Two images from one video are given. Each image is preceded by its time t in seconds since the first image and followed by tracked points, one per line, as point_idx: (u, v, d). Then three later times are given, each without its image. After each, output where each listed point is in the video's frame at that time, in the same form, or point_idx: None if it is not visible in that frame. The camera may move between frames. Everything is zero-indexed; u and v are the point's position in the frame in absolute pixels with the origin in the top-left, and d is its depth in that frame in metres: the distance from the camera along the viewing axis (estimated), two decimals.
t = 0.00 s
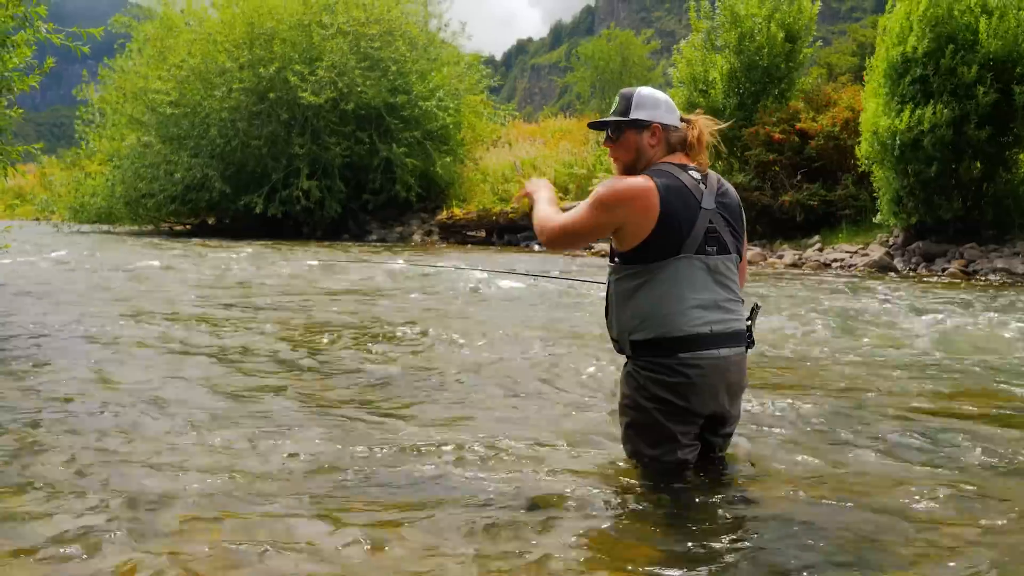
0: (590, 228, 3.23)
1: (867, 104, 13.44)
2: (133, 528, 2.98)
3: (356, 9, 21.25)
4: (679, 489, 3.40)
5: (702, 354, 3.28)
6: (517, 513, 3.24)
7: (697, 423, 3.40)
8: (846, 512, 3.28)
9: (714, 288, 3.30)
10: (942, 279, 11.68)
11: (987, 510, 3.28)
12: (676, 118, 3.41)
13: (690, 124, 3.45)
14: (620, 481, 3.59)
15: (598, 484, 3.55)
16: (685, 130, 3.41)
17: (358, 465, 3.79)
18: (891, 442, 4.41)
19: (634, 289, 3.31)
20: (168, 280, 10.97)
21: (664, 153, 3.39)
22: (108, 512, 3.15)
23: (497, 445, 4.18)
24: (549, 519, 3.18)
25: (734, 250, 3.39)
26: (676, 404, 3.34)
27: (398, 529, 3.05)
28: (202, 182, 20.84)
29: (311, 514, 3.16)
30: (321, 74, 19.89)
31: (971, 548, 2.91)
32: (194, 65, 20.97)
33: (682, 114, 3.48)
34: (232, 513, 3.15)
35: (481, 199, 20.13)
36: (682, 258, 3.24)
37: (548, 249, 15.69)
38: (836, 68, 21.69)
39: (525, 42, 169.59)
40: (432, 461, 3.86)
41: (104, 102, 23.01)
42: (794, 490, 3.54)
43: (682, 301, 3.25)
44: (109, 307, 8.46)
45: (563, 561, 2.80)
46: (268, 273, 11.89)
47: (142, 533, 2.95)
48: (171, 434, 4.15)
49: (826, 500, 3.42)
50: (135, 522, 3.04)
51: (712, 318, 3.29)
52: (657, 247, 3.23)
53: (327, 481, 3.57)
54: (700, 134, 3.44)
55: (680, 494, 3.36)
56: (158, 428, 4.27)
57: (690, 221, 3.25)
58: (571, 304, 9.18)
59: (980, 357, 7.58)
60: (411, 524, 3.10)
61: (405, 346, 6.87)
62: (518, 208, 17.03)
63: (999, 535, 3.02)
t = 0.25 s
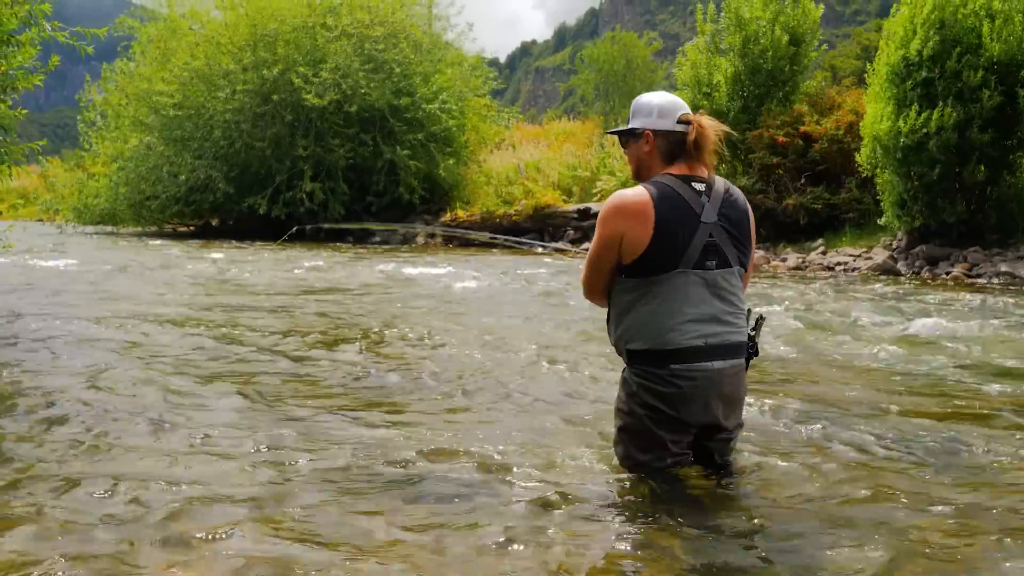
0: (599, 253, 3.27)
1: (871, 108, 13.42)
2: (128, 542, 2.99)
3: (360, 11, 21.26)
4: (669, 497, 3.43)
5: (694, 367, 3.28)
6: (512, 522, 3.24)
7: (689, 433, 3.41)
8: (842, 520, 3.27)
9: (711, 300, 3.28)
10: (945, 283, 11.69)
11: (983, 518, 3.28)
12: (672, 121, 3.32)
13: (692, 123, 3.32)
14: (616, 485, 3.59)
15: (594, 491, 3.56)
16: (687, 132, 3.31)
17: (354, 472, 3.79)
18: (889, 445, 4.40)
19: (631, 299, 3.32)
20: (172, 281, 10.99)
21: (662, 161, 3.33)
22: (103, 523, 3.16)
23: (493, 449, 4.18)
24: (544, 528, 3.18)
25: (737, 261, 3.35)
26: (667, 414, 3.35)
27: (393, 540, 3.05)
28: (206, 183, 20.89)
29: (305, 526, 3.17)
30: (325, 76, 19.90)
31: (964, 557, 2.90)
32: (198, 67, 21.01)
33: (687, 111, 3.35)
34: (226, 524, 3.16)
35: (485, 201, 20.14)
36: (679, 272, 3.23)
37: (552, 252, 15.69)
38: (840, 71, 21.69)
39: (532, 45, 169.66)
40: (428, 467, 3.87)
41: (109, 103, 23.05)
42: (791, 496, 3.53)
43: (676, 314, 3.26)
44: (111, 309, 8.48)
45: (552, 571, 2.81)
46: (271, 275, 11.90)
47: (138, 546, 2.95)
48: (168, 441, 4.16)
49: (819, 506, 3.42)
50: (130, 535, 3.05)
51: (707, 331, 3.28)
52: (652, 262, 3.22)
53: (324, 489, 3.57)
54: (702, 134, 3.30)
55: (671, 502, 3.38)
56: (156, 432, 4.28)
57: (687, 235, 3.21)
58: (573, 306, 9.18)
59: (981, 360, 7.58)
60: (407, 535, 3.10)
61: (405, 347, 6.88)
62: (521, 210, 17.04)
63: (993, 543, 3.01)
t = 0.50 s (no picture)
0: (594, 261, 3.30)
1: (872, 111, 13.43)
2: (127, 536, 2.98)
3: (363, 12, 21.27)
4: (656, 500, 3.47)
5: (679, 376, 3.31)
6: (511, 521, 3.24)
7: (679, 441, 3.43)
8: (842, 522, 3.27)
9: (700, 312, 3.29)
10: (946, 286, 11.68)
11: (983, 520, 3.26)
12: (671, 130, 3.30)
13: (692, 134, 3.28)
14: (615, 487, 3.58)
15: (593, 493, 3.55)
16: (683, 142, 3.27)
17: (354, 472, 3.79)
18: (890, 448, 4.40)
19: (623, 307, 3.37)
20: (173, 281, 10.99)
21: (663, 170, 3.32)
22: (103, 518, 3.15)
23: (493, 451, 4.18)
24: (543, 527, 3.18)
25: (736, 274, 3.32)
26: (654, 421, 3.40)
27: (392, 537, 3.05)
28: (208, 184, 20.90)
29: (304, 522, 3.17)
30: (327, 77, 19.92)
31: (962, 558, 2.90)
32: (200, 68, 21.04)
33: (690, 121, 3.31)
34: (225, 520, 3.16)
35: (486, 203, 20.16)
36: (666, 283, 3.25)
37: (553, 253, 15.70)
38: (842, 74, 21.71)
39: (535, 48, 169.71)
40: (428, 468, 3.87)
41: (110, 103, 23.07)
42: (791, 498, 3.52)
43: (662, 324, 3.29)
44: (113, 308, 8.49)
45: (550, 569, 2.80)
46: (272, 275, 11.91)
47: (136, 540, 2.95)
48: (169, 440, 4.16)
49: (821, 508, 3.41)
50: (129, 529, 3.05)
51: (695, 342, 3.30)
52: (640, 272, 3.25)
53: (323, 487, 3.57)
54: (699, 147, 3.25)
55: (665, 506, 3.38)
56: (157, 432, 4.28)
57: (677, 247, 3.21)
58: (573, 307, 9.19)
59: (981, 363, 7.58)
60: (407, 531, 3.10)
61: (406, 348, 6.89)
62: (522, 212, 17.04)
63: (992, 545, 3.00)
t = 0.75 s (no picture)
0: (593, 270, 3.29)
1: (871, 117, 13.45)
2: (123, 546, 3.00)
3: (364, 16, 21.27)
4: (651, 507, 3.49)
5: (673, 386, 3.33)
6: (508, 531, 3.25)
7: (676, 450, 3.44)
8: (838, 530, 3.27)
9: (695, 323, 3.30)
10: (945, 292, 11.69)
11: (980, 529, 3.27)
12: (675, 141, 3.30)
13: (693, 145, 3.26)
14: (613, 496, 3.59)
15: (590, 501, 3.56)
16: (683, 153, 3.27)
17: (352, 479, 3.80)
18: (888, 454, 4.40)
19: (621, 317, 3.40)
20: (173, 285, 11.00)
21: (666, 181, 3.31)
22: (100, 527, 3.17)
23: (492, 457, 4.19)
24: (540, 536, 3.19)
25: (734, 287, 3.31)
26: (649, 429, 3.42)
27: (388, 546, 3.06)
28: (208, 189, 20.93)
29: (300, 531, 3.18)
30: (328, 82, 19.95)
31: (957, 566, 2.90)
32: (201, 72, 21.07)
33: (694, 131, 3.30)
34: (222, 529, 3.17)
35: (487, 207, 20.14)
36: (660, 294, 3.27)
37: (552, 259, 15.71)
38: (842, 79, 21.71)
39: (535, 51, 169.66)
40: (426, 474, 3.87)
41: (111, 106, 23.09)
42: (788, 506, 3.53)
43: (656, 334, 3.31)
44: (113, 312, 8.50)
45: None
46: (272, 279, 11.92)
47: (133, 549, 2.97)
48: (168, 445, 4.17)
49: (818, 517, 3.42)
50: (125, 539, 3.06)
51: (689, 353, 3.31)
52: (636, 283, 3.27)
53: (321, 495, 3.58)
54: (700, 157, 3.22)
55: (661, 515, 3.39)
56: (156, 437, 4.29)
57: (670, 258, 3.22)
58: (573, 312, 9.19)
59: (980, 369, 7.58)
60: (403, 540, 3.11)
61: (406, 352, 6.91)
62: (522, 217, 17.05)
63: (986, 553, 3.00)
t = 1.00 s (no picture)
0: (595, 279, 3.32)
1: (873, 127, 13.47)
2: (126, 552, 3.00)
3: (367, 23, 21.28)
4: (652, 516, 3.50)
5: (672, 397, 3.34)
6: (512, 538, 3.24)
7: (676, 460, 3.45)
8: (842, 539, 3.26)
9: (695, 335, 3.29)
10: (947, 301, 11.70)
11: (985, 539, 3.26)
12: (681, 155, 3.31)
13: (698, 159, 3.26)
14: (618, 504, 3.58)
15: (594, 509, 3.56)
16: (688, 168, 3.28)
17: (355, 487, 3.80)
18: (893, 463, 4.40)
19: (625, 326, 3.42)
20: (175, 292, 11.00)
21: (672, 195, 3.33)
22: (103, 532, 3.17)
23: (496, 464, 4.18)
24: (543, 544, 3.18)
25: (736, 300, 3.28)
26: (650, 439, 3.43)
27: (392, 553, 3.06)
28: (210, 196, 20.94)
29: (304, 537, 3.18)
30: (330, 89, 19.98)
31: None
32: (203, 79, 21.11)
33: (701, 147, 3.31)
34: (224, 535, 3.17)
35: (489, 215, 20.14)
36: (660, 305, 3.28)
37: (554, 266, 15.71)
38: (844, 88, 21.73)
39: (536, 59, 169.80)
40: (430, 482, 3.87)
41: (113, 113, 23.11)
42: (793, 515, 3.52)
43: (656, 345, 3.32)
44: (116, 319, 8.50)
45: None
46: (275, 286, 11.92)
47: (135, 556, 2.96)
48: (171, 452, 4.17)
49: (823, 525, 3.41)
50: (129, 544, 3.06)
51: (689, 365, 3.31)
52: (637, 293, 3.29)
53: (325, 502, 3.58)
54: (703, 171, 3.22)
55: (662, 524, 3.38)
56: (158, 443, 4.29)
57: (670, 271, 3.22)
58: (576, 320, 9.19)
59: (983, 379, 7.58)
60: (406, 548, 3.11)
61: (409, 360, 6.91)
62: (524, 225, 17.05)
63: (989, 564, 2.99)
